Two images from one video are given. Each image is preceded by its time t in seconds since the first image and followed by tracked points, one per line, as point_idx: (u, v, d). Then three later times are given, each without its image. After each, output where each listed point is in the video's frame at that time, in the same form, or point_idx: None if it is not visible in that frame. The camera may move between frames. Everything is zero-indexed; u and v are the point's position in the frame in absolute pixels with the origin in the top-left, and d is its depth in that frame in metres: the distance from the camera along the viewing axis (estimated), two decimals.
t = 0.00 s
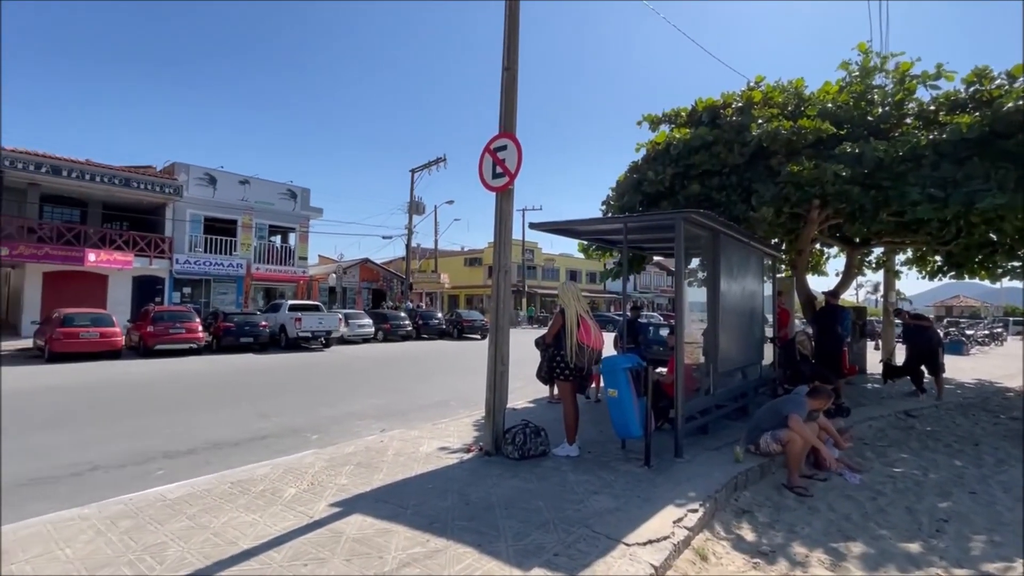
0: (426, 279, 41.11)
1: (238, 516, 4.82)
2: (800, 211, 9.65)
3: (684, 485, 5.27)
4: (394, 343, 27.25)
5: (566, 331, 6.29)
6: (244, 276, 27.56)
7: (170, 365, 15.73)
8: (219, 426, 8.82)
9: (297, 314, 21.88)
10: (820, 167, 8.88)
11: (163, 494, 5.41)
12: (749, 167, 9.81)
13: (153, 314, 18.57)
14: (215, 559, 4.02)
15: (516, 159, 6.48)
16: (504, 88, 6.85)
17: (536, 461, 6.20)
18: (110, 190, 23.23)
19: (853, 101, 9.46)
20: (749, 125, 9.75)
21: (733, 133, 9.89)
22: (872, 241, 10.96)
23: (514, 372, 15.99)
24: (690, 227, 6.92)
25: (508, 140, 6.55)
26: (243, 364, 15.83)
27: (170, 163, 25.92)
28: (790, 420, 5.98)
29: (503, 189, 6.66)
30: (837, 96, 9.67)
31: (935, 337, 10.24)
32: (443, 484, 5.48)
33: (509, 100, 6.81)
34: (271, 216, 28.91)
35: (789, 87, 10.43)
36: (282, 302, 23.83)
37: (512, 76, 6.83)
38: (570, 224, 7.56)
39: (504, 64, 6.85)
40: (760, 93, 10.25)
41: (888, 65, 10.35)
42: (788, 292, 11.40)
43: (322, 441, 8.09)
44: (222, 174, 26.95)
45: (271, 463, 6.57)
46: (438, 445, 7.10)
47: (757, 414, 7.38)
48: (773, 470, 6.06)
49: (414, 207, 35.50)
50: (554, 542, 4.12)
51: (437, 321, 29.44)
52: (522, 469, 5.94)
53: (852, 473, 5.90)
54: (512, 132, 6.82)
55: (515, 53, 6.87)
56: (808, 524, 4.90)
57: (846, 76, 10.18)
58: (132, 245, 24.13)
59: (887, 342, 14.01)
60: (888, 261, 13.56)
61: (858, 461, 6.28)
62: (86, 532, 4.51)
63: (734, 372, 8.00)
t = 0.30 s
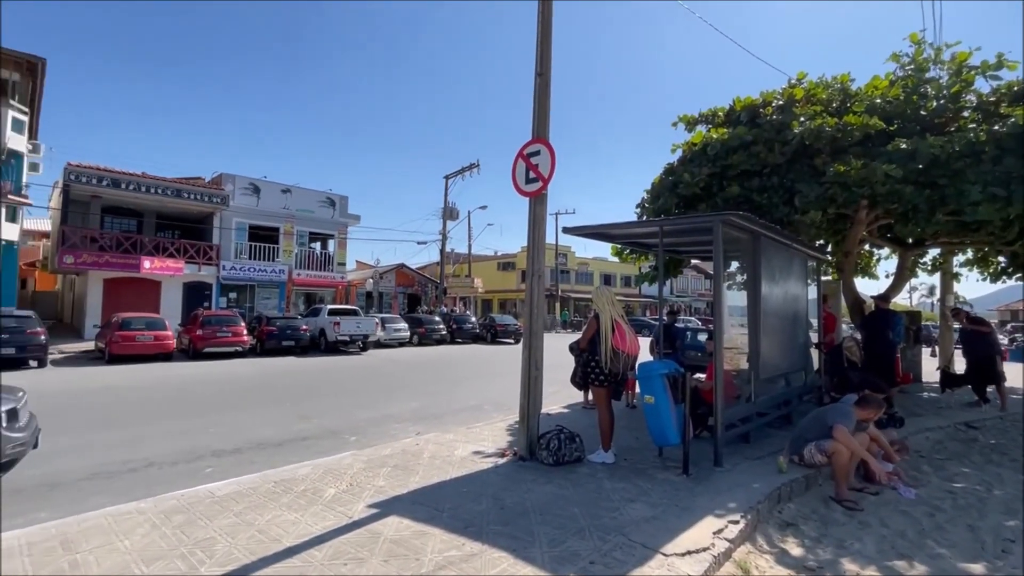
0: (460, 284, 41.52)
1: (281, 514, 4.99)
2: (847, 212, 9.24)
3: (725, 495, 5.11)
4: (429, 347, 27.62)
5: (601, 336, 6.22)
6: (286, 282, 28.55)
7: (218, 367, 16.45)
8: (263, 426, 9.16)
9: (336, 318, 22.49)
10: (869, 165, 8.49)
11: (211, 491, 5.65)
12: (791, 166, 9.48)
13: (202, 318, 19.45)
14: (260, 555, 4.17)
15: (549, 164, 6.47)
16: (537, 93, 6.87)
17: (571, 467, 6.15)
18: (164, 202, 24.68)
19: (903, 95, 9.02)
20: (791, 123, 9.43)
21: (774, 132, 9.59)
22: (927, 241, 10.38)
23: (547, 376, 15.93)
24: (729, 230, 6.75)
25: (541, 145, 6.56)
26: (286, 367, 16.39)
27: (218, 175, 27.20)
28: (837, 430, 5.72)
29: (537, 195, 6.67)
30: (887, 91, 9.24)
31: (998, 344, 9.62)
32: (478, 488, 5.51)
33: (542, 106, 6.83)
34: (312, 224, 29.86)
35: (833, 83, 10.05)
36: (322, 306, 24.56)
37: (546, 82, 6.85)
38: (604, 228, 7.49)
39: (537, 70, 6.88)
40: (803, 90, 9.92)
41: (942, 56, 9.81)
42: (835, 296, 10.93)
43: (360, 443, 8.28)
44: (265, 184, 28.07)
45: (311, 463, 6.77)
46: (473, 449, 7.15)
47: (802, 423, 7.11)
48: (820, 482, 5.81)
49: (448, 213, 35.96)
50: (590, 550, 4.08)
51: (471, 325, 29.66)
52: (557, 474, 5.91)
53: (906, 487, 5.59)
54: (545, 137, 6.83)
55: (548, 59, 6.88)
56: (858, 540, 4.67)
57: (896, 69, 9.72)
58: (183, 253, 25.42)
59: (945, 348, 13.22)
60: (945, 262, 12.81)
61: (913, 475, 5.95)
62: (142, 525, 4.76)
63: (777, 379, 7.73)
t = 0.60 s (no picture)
0: (493, 288, 41.68)
1: (322, 513, 5.13)
2: (897, 211, 8.80)
3: (768, 505, 4.95)
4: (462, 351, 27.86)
5: (636, 341, 6.12)
6: (324, 286, 29.38)
7: (261, 369, 17.07)
8: (304, 427, 9.44)
9: (372, 322, 22.97)
10: (921, 161, 8.09)
11: (256, 489, 5.87)
12: (836, 165, 9.12)
13: (246, 322, 20.25)
14: (302, 552, 4.30)
15: (582, 168, 6.44)
16: (570, 98, 6.86)
17: (606, 473, 6.08)
18: (211, 211, 25.89)
19: (959, 87, 8.56)
20: (836, 120, 9.08)
21: (817, 129, 9.26)
22: (987, 241, 9.78)
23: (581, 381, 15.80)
24: (769, 232, 6.56)
25: (574, 149, 6.54)
26: (324, 369, 16.86)
27: (261, 184, 28.31)
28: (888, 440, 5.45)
29: (570, 199, 6.64)
30: (941, 83, 8.79)
31: None
32: (513, 492, 5.52)
33: (575, 110, 6.81)
34: (349, 230, 30.67)
35: (881, 76, 9.62)
36: (359, 310, 25.15)
37: (578, 86, 6.83)
38: (639, 231, 7.40)
39: (570, 74, 6.87)
40: (848, 85, 9.55)
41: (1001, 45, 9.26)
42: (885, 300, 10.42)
43: (396, 445, 8.43)
44: (305, 192, 29.03)
45: (349, 464, 6.93)
46: (506, 453, 7.16)
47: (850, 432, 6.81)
48: (870, 494, 5.54)
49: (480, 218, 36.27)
50: (627, 558, 4.03)
51: (504, 329, 29.75)
52: (592, 480, 5.85)
53: (966, 502, 5.27)
54: (578, 141, 6.81)
55: (581, 63, 6.87)
56: (913, 557, 4.43)
57: (950, 60, 9.24)
58: (229, 259, 26.55)
59: (1009, 355, 12.37)
60: (1008, 264, 12.01)
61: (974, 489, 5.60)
62: (193, 520, 4.99)
63: (823, 386, 7.42)
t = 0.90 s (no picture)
0: (528, 291, 41.72)
1: (363, 512, 5.27)
2: (957, 208, 8.31)
3: (816, 517, 4.75)
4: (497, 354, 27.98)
5: (676, 345, 6.01)
6: (364, 291, 30.14)
7: (304, 371, 17.67)
8: (345, 427, 9.71)
9: (409, 326, 23.38)
10: (984, 154, 7.61)
11: (301, 486, 6.08)
12: (887, 161, 8.70)
13: (290, 325, 21.01)
14: (345, 549, 4.43)
15: (618, 171, 6.39)
16: (605, 100, 6.82)
17: (645, 480, 5.99)
18: (257, 219, 27.06)
19: None
20: (887, 114, 8.67)
21: (867, 124, 8.87)
22: None
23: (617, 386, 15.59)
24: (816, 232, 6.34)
25: (610, 152, 6.50)
26: (365, 372, 17.30)
27: (304, 192, 29.35)
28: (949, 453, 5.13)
29: (606, 202, 6.60)
30: (1005, 72, 8.26)
31: None
32: (550, 496, 5.51)
33: (611, 112, 6.77)
34: (387, 235, 31.40)
35: (938, 66, 9.12)
36: (397, 314, 25.67)
37: (613, 88, 6.79)
38: (676, 233, 7.27)
39: (605, 76, 6.84)
40: (900, 78, 9.11)
41: None
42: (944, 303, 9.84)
43: (433, 447, 8.55)
44: (345, 199, 29.92)
45: (389, 464, 7.09)
46: (543, 457, 7.15)
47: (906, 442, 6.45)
48: (928, 509, 5.24)
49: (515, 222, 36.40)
50: (667, 566, 3.96)
51: (539, 333, 29.71)
52: (630, 487, 5.77)
53: None
54: (613, 143, 6.76)
55: (616, 65, 6.83)
56: None
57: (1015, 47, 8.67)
58: (274, 265, 27.65)
59: None
60: None
61: None
62: (243, 514, 5.22)
63: (875, 393, 7.08)
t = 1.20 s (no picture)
0: (560, 293, 41.55)
1: (399, 510, 5.37)
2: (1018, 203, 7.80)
3: (863, 527, 4.56)
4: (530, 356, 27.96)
5: (713, 348, 5.87)
6: (398, 293, 30.71)
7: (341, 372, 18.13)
8: (381, 427, 9.92)
9: (442, 327, 23.65)
10: None
11: (340, 484, 6.25)
12: (940, 154, 8.26)
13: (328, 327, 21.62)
14: (382, 545, 4.54)
15: (652, 170, 6.30)
16: (638, 99, 6.75)
17: (681, 484, 5.87)
18: (297, 224, 27.97)
19: None
20: (939, 106, 8.24)
21: (917, 116, 8.45)
22: None
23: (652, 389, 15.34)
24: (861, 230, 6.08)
25: (643, 152, 6.41)
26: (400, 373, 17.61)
27: (340, 197, 30.15)
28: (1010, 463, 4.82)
29: (639, 202, 6.52)
30: None
31: None
32: (583, 499, 5.48)
33: (643, 112, 6.70)
34: (421, 238, 31.91)
35: (996, 53, 8.59)
36: (431, 315, 26.05)
37: (646, 87, 6.71)
38: (712, 233, 7.11)
39: (638, 75, 6.77)
40: (954, 67, 8.63)
41: None
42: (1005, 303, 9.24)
43: (466, 447, 8.64)
44: (380, 204, 30.58)
45: (423, 464, 7.19)
46: (576, 460, 7.11)
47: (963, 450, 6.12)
48: (988, 522, 4.94)
49: (547, 223, 36.34)
50: (703, 572, 3.88)
51: (571, 335, 29.54)
52: (666, 491, 5.67)
53: None
54: (647, 143, 6.68)
55: (649, 63, 6.75)
56: None
57: None
58: (312, 269, 28.51)
59: None
60: None
61: None
62: (285, 510, 5.40)
63: (928, 398, 6.73)
